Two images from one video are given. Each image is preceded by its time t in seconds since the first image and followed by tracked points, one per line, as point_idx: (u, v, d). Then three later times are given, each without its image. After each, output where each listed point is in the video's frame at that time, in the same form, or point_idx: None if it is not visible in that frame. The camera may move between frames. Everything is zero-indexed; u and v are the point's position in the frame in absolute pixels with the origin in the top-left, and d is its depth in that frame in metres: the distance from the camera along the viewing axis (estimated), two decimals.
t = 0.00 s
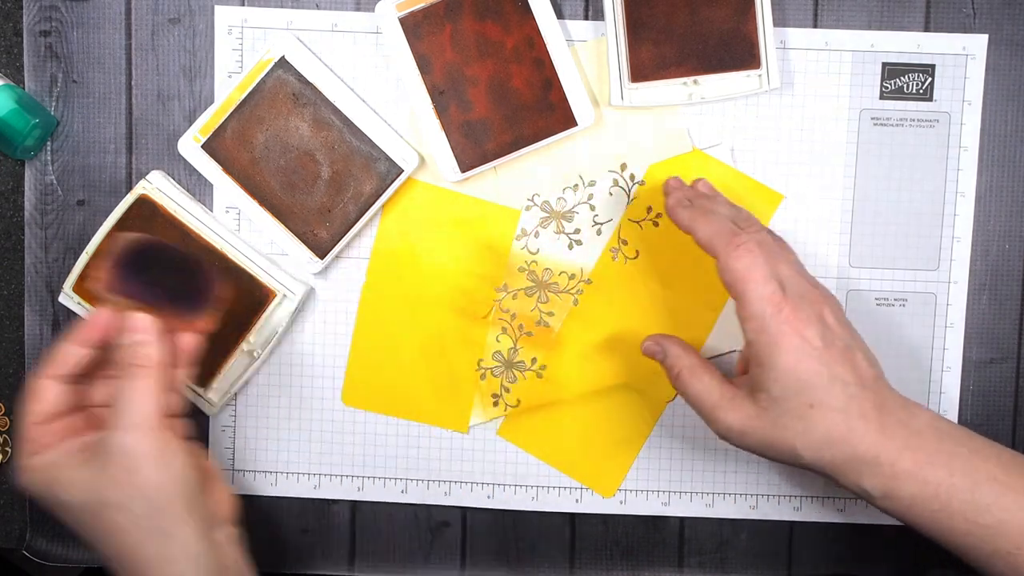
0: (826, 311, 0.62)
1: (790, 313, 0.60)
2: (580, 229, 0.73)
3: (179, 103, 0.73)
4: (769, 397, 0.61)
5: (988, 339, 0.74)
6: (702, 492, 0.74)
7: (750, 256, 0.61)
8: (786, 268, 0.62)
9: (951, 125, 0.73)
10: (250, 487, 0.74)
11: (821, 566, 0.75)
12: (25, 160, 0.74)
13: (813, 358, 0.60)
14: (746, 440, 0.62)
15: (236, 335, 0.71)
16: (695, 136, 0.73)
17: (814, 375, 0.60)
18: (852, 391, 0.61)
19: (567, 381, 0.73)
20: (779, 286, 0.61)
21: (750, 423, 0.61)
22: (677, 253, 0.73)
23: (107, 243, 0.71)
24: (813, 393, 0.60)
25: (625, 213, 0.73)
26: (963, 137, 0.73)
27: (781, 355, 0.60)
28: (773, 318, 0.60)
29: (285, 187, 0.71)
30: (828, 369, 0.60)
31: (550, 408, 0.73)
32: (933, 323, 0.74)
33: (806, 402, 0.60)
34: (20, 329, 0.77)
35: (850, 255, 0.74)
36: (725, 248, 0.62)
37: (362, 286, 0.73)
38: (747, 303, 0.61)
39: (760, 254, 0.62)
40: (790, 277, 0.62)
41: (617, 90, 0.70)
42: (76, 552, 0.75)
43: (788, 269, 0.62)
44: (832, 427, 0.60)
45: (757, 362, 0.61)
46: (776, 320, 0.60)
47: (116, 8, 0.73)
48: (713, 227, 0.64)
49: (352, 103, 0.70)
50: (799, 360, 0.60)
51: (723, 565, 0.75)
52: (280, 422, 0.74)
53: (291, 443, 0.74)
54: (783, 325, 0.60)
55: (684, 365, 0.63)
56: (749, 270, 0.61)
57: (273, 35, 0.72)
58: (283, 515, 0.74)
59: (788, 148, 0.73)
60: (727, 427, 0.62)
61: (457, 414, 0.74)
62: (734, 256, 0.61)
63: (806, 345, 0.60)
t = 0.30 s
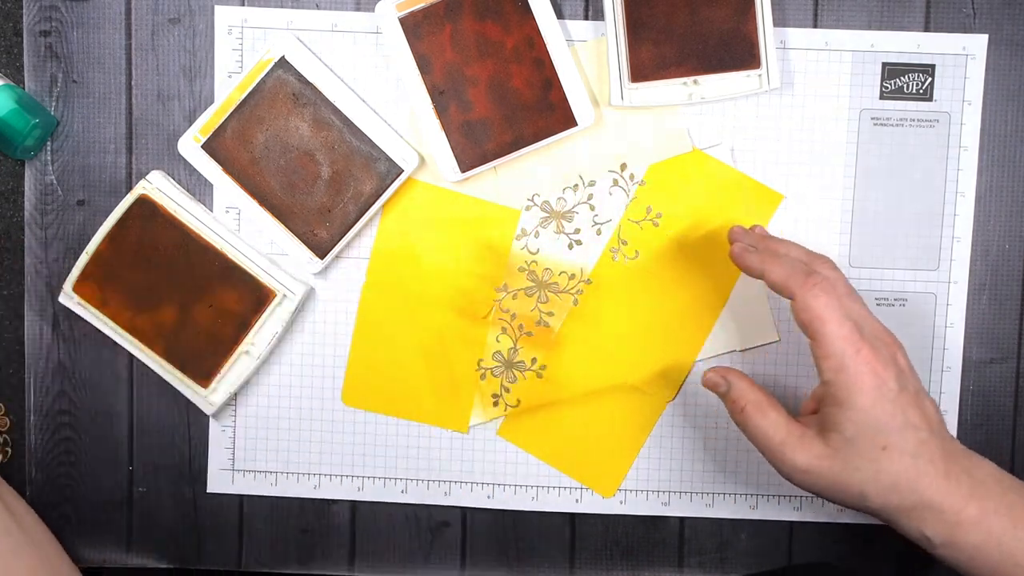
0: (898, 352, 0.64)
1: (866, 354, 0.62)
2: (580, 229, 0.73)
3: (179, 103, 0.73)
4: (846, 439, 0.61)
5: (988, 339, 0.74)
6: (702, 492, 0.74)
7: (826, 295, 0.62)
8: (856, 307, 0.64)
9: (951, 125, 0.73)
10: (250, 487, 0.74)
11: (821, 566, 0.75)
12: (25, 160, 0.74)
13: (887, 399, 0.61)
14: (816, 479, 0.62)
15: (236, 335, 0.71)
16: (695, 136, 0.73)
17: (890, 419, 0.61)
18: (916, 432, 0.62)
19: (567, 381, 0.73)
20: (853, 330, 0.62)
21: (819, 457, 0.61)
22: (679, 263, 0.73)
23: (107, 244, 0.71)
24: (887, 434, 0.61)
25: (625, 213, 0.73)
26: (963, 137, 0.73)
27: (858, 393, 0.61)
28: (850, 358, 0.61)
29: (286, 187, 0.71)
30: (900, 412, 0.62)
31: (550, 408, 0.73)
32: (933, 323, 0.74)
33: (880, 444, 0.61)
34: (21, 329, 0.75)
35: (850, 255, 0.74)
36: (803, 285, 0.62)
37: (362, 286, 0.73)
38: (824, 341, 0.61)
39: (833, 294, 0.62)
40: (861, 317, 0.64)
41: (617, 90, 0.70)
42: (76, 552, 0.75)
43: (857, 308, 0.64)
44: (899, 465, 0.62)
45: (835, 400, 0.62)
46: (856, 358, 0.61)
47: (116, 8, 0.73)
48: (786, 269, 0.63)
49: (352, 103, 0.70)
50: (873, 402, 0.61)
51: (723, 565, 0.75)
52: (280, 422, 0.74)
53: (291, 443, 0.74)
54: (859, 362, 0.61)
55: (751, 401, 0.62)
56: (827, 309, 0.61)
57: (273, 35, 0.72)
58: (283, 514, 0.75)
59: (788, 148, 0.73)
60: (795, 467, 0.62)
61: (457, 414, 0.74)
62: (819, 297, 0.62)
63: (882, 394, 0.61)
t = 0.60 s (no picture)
0: (877, 419, 0.58)
1: (836, 435, 0.56)
2: (580, 229, 0.73)
3: (179, 103, 0.73)
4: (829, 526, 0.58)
5: (988, 339, 0.74)
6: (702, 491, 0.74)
7: (778, 386, 0.56)
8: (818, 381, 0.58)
9: (951, 125, 0.73)
10: (250, 486, 0.74)
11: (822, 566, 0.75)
12: (24, 160, 0.73)
13: (867, 472, 0.57)
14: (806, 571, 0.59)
15: (236, 335, 0.71)
16: (695, 136, 0.73)
17: (873, 490, 0.57)
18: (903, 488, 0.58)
19: (567, 381, 0.73)
20: (818, 410, 0.57)
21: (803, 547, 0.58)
22: (684, 264, 0.73)
23: (107, 243, 0.71)
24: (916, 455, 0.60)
25: (625, 213, 0.73)
26: (963, 137, 0.73)
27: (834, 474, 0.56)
28: (824, 446, 0.56)
29: (286, 187, 0.71)
30: (881, 482, 0.57)
31: (550, 409, 0.73)
32: (933, 323, 0.74)
33: (865, 520, 0.57)
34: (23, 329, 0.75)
35: (850, 255, 0.74)
36: (750, 384, 0.57)
37: (362, 286, 0.73)
38: (794, 435, 0.56)
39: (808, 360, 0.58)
40: (831, 388, 0.58)
41: (617, 90, 0.70)
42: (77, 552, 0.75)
43: (824, 381, 0.58)
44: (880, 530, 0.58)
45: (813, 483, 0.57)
46: (824, 444, 0.56)
47: (116, 8, 0.73)
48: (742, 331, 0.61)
49: (352, 103, 0.70)
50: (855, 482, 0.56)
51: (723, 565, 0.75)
52: (279, 422, 0.74)
53: (291, 443, 0.74)
54: (830, 446, 0.56)
55: (729, 500, 0.60)
56: (783, 400, 0.56)
57: (273, 35, 0.72)
58: (283, 514, 0.75)
59: (787, 148, 0.73)
60: (789, 560, 0.59)
61: (457, 413, 0.74)
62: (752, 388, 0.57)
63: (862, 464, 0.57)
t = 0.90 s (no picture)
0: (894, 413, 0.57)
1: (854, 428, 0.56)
2: (580, 229, 0.73)
3: (179, 103, 0.73)
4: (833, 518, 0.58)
5: (988, 339, 0.74)
6: (702, 492, 0.74)
7: (804, 372, 0.56)
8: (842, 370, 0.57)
9: (951, 125, 0.73)
10: (250, 486, 0.74)
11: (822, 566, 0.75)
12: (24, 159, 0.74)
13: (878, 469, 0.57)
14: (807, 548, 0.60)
15: (236, 335, 0.71)
16: (695, 136, 0.72)
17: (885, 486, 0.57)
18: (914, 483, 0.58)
19: (567, 381, 0.73)
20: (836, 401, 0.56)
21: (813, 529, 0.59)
22: (684, 263, 0.72)
23: (107, 244, 0.71)
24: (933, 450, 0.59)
25: (625, 213, 0.73)
26: (963, 137, 0.73)
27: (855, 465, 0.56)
28: (842, 440, 0.56)
29: (285, 187, 0.71)
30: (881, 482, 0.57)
31: (550, 408, 0.73)
32: (933, 323, 0.74)
33: (877, 511, 0.57)
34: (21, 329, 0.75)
35: (850, 255, 0.74)
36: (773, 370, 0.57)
37: (362, 286, 0.73)
38: (813, 425, 0.56)
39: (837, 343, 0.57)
40: (852, 378, 0.57)
41: (617, 90, 0.70)
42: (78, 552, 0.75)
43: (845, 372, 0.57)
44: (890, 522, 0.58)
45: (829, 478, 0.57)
46: (842, 436, 0.56)
47: (116, 8, 0.73)
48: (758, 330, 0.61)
49: (351, 103, 0.70)
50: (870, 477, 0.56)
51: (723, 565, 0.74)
52: (279, 422, 0.74)
53: (291, 443, 0.74)
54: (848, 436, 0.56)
55: (745, 468, 0.60)
56: (806, 387, 0.56)
57: (273, 35, 0.72)
58: (282, 514, 0.75)
59: (787, 149, 0.73)
60: (795, 533, 0.60)
61: (457, 413, 0.74)
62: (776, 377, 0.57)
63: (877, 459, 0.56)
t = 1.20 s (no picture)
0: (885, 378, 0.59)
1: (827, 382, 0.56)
2: (580, 229, 0.73)
3: (179, 103, 0.73)
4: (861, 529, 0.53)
5: (988, 339, 0.74)
6: (702, 492, 0.74)
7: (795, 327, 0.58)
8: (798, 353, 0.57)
9: (951, 125, 0.73)
10: (251, 487, 0.74)
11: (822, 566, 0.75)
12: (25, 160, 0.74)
13: (873, 455, 0.54)
14: None
15: (236, 335, 0.71)
16: (695, 136, 0.72)
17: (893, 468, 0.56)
18: (909, 470, 0.55)
19: (567, 380, 0.73)
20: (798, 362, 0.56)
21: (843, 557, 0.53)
22: (684, 263, 0.73)
23: (107, 244, 0.71)
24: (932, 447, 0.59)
25: (625, 213, 0.73)
26: (963, 137, 0.73)
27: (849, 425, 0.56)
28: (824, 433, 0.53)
29: (286, 187, 0.71)
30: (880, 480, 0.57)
31: (550, 408, 0.73)
32: (933, 323, 0.74)
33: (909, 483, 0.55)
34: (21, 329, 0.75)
35: (850, 255, 0.74)
36: (730, 392, 0.54)
37: (362, 286, 0.73)
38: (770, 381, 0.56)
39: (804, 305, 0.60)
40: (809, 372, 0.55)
41: (617, 89, 0.70)
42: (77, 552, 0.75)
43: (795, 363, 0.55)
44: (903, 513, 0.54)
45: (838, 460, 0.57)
46: (824, 432, 0.53)
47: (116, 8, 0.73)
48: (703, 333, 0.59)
49: (352, 103, 0.70)
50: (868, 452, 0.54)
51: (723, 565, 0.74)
52: (280, 422, 0.74)
53: (292, 443, 0.74)
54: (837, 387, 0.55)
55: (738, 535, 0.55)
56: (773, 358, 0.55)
57: (272, 35, 0.72)
58: (283, 514, 0.75)
59: (787, 149, 0.73)
60: None
61: (457, 413, 0.74)
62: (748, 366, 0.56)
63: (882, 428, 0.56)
